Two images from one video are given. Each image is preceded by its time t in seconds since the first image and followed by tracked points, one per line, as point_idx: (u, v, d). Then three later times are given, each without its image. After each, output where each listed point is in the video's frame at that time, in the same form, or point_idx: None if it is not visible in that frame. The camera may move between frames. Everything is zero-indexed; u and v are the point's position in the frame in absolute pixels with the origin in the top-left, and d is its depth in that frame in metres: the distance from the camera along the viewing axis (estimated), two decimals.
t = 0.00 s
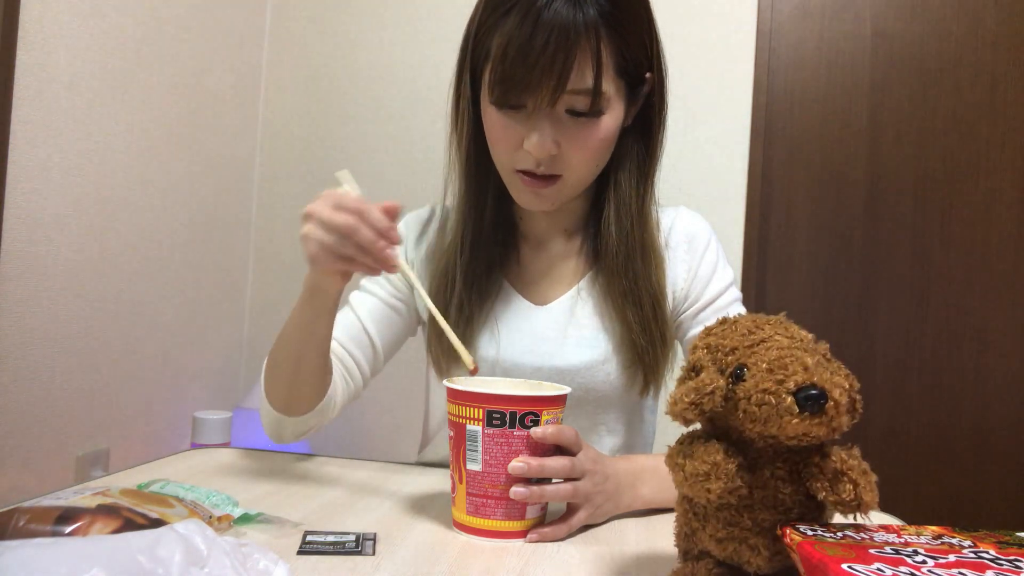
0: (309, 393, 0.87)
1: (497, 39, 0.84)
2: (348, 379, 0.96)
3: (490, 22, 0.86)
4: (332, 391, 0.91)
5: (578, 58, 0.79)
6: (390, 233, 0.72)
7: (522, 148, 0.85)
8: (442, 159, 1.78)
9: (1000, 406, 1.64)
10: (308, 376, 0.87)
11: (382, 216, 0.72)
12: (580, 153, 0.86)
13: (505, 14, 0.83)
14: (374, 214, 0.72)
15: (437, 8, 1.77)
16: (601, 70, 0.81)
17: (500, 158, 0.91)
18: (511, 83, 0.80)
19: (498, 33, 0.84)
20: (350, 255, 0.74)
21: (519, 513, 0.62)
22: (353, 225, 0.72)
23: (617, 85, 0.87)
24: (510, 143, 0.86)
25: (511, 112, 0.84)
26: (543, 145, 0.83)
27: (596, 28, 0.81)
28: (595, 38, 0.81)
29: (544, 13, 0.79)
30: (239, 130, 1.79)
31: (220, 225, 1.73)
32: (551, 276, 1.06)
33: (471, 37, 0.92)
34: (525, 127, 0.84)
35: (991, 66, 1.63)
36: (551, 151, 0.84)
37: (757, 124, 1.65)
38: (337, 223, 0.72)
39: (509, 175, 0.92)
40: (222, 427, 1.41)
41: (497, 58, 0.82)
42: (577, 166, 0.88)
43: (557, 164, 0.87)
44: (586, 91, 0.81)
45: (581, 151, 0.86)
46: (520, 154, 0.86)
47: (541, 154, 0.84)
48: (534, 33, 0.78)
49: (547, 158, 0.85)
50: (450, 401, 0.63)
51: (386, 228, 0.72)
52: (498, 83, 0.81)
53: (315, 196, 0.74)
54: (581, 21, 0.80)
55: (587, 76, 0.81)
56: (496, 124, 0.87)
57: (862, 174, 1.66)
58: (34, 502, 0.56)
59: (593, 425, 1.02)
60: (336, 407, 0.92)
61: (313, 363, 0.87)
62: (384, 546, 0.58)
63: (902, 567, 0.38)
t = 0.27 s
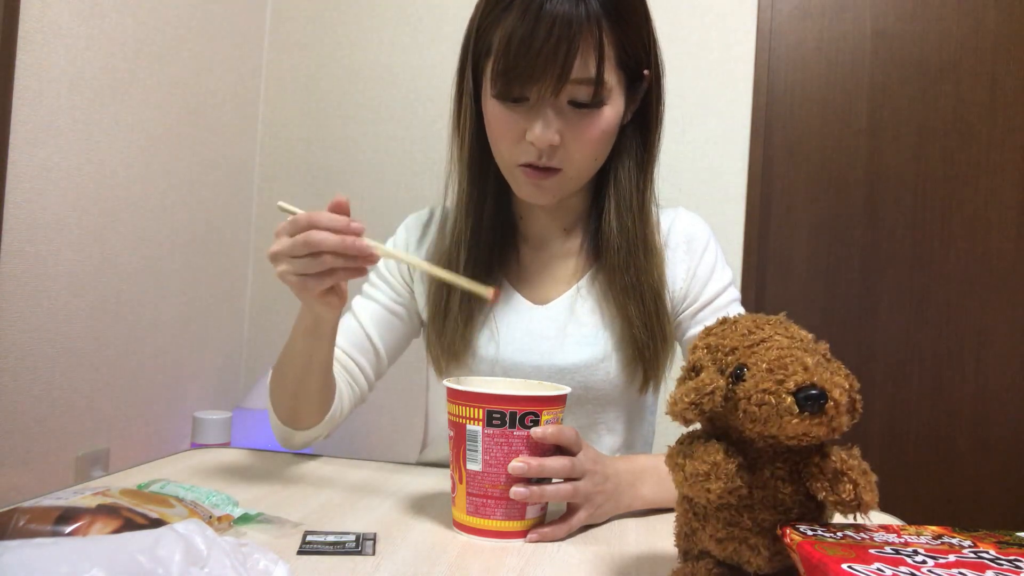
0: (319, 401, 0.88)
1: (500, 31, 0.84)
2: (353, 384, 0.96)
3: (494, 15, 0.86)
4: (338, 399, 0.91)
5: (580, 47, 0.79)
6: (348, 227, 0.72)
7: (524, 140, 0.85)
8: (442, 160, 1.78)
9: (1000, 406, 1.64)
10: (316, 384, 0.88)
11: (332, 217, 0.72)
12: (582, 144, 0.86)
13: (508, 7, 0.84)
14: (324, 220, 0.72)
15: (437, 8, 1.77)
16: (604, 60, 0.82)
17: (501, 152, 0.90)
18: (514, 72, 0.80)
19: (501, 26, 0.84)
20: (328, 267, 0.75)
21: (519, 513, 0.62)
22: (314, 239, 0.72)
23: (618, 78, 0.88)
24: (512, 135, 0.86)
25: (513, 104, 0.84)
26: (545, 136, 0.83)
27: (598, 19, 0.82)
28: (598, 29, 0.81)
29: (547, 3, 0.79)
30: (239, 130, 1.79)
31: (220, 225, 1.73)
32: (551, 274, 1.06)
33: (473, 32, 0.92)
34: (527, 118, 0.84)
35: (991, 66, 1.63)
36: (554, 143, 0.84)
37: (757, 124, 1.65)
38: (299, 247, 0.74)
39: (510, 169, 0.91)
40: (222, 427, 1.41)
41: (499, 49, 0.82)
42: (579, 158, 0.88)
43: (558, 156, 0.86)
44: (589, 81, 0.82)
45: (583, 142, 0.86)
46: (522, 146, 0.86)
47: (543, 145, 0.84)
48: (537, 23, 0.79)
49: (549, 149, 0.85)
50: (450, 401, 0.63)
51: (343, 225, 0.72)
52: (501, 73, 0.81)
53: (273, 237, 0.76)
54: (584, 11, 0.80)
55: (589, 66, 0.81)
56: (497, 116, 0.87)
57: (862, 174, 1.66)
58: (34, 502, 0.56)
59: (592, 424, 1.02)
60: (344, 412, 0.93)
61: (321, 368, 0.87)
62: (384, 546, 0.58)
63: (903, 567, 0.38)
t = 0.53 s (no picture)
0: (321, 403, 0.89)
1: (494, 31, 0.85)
2: (353, 384, 0.96)
3: (488, 16, 0.87)
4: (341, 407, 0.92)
5: (573, 44, 0.80)
6: (403, 263, 0.73)
7: (521, 138, 0.85)
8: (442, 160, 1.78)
9: (1000, 406, 1.64)
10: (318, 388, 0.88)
11: (393, 251, 0.73)
12: (579, 142, 0.86)
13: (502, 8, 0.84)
14: (385, 250, 0.72)
15: (437, 8, 1.77)
16: (597, 58, 0.82)
17: (499, 152, 0.91)
18: (509, 71, 0.80)
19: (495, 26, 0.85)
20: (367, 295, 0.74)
21: (519, 513, 0.62)
22: (366, 265, 0.72)
23: (614, 75, 0.88)
24: (509, 134, 0.86)
25: (510, 103, 0.84)
26: (542, 134, 0.83)
27: (592, 17, 0.82)
28: (591, 27, 0.81)
29: (540, 2, 0.80)
30: (239, 130, 1.79)
31: (220, 225, 1.73)
32: (551, 274, 1.06)
33: (468, 34, 0.93)
34: (524, 117, 0.84)
35: (991, 66, 1.63)
36: (551, 141, 0.84)
37: (757, 124, 1.65)
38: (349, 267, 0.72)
39: (509, 168, 0.91)
40: (222, 427, 1.41)
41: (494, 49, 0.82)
42: (577, 156, 0.88)
43: (555, 154, 0.86)
44: (583, 78, 0.82)
45: (580, 139, 0.86)
46: (520, 144, 0.86)
47: (540, 143, 0.84)
48: (531, 22, 0.79)
49: (546, 147, 0.85)
50: (450, 401, 0.63)
51: (397, 260, 0.73)
52: (496, 73, 0.82)
53: (325, 247, 0.74)
54: (577, 9, 0.81)
55: (584, 63, 0.81)
56: (494, 116, 0.87)
57: (862, 174, 1.66)
58: (34, 502, 0.56)
59: (592, 423, 1.02)
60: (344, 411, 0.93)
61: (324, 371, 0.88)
62: (384, 546, 0.58)
63: (902, 567, 0.38)
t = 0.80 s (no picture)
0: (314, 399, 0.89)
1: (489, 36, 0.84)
2: (349, 380, 0.96)
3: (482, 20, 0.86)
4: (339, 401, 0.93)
5: (568, 50, 0.79)
6: (401, 245, 0.71)
7: (517, 143, 0.85)
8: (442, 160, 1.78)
9: (1000, 407, 1.64)
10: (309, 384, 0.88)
11: (393, 231, 0.71)
12: (576, 146, 0.86)
13: (496, 12, 0.84)
14: (385, 229, 0.70)
15: (437, 8, 1.77)
16: (593, 63, 0.82)
17: (496, 155, 0.91)
18: (505, 77, 0.80)
19: (490, 31, 0.84)
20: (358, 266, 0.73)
21: (519, 513, 0.62)
22: (363, 238, 0.70)
23: (611, 78, 0.88)
24: (506, 139, 0.86)
25: (506, 108, 0.84)
26: (538, 139, 0.83)
27: (587, 21, 0.82)
28: (586, 32, 0.81)
29: (535, 7, 0.79)
30: (239, 130, 1.79)
31: (220, 225, 1.73)
32: (551, 274, 1.06)
33: (463, 36, 0.93)
34: (520, 122, 0.84)
35: (991, 67, 1.63)
36: (547, 146, 0.84)
37: (757, 124, 1.65)
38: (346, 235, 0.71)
39: (507, 171, 0.91)
40: (222, 427, 1.41)
41: (490, 55, 0.82)
42: (574, 160, 0.88)
43: (552, 158, 0.86)
44: (579, 84, 0.82)
45: (577, 144, 0.86)
46: (516, 149, 0.86)
47: (536, 148, 0.84)
48: (525, 28, 0.79)
49: (543, 152, 0.85)
50: (450, 401, 0.63)
51: (397, 240, 0.71)
52: (492, 78, 0.81)
53: (326, 211, 0.73)
54: (572, 14, 0.80)
55: (579, 69, 0.81)
56: (491, 120, 0.87)
57: (863, 174, 1.67)
58: (34, 502, 0.56)
59: (592, 424, 1.02)
60: (340, 408, 0.93)
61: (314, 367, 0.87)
62: (384, 546, 0.58)
63: (902, 567, 0.38)
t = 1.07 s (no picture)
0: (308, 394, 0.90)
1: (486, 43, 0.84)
2: (344, 375, 0.97)
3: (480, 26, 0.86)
4: (332, 395, 0.94)
5: (567, 59, 0.79)
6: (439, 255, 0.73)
7: (516, 150, 0.85)
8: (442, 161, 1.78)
9: (999, 407, 1.65)
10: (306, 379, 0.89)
11: (438, 238, 0.73)
12: (575, 152, 0.86)
13: (494, 18, 0.83)
14: (433, 234, 0.72)
15: (437, 8, 1.77)
16: (591, 71, 0.81)
17: (495, 160, 0.91)
18: (503, 86, 0.80)
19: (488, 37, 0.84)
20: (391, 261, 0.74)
21: (519, 513, 0.62)
22: (410, 235, 0.72)
23: (609, 84, 0.87)
24: (505, 145, 0.87)
25: (504, 114, 0.84)
26: (536, 147, 0.83)
27: (585, 28, 0.81)
28: (585, 39, 0.80)
29: (533, 14, 0.79)
30: (238, 130, 1.79)
31: (220, 225, 1.73)
32: (550, 275, 1.06)
33: (461, 40, 0.92)
34: (519, 130, 0.84)
35: (991, 67, 1.63)
36: (546, 152, 0.84)
37: (756, 125, 1.65)
38: (395, 226, 0.72)
39: (506, 176, 0.92)
40: (222, 427, 1.41)
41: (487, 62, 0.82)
42: (574, 165, 0.88)
43: (552, 164, 0.87)
44: (578, 92, 0.81)
45: (576, 151, 0.86)
46: (515, 155, 0.86)
47: (535, 155, 0.84)
48: (523, 35, 0.78)
49: (542, 159, 0.85)
50: (450, 401, 0.63)
51: (438, 249, 0.73)
52: (490, 86, 0.81)
53: (385, 196, 0.76)
54: (570, 21, 0.80)
55: (578, 77, 0.81)
56: (490, 126, 0.87)
57: (862, 174, 1.66)
58: (34, 502, 0.56)
59: (593, 425, 1.02)
60: (332, 401, 0.95)
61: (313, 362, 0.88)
62: (384, 546, 0.58)
63: (902, 567, 0.38)
